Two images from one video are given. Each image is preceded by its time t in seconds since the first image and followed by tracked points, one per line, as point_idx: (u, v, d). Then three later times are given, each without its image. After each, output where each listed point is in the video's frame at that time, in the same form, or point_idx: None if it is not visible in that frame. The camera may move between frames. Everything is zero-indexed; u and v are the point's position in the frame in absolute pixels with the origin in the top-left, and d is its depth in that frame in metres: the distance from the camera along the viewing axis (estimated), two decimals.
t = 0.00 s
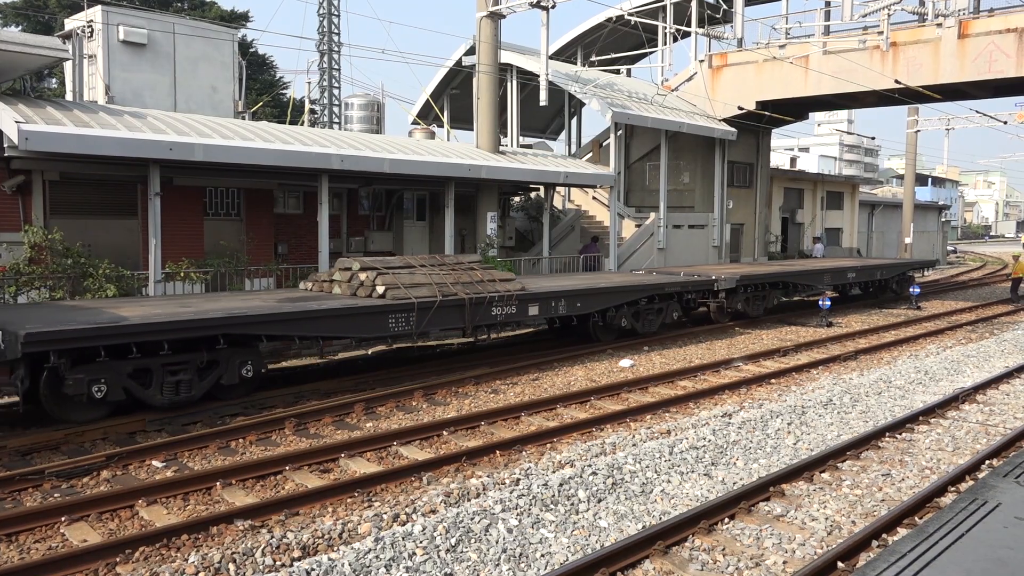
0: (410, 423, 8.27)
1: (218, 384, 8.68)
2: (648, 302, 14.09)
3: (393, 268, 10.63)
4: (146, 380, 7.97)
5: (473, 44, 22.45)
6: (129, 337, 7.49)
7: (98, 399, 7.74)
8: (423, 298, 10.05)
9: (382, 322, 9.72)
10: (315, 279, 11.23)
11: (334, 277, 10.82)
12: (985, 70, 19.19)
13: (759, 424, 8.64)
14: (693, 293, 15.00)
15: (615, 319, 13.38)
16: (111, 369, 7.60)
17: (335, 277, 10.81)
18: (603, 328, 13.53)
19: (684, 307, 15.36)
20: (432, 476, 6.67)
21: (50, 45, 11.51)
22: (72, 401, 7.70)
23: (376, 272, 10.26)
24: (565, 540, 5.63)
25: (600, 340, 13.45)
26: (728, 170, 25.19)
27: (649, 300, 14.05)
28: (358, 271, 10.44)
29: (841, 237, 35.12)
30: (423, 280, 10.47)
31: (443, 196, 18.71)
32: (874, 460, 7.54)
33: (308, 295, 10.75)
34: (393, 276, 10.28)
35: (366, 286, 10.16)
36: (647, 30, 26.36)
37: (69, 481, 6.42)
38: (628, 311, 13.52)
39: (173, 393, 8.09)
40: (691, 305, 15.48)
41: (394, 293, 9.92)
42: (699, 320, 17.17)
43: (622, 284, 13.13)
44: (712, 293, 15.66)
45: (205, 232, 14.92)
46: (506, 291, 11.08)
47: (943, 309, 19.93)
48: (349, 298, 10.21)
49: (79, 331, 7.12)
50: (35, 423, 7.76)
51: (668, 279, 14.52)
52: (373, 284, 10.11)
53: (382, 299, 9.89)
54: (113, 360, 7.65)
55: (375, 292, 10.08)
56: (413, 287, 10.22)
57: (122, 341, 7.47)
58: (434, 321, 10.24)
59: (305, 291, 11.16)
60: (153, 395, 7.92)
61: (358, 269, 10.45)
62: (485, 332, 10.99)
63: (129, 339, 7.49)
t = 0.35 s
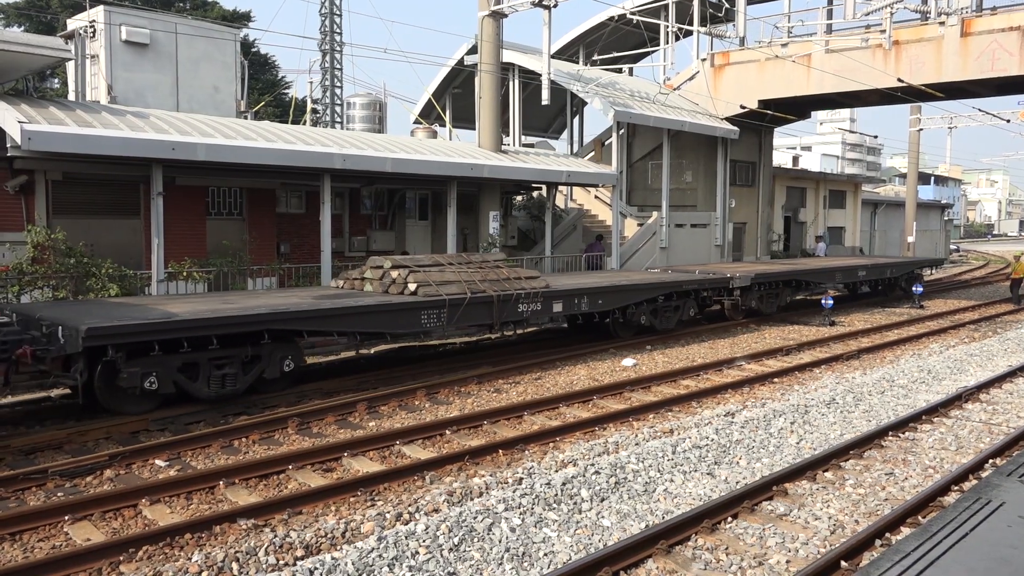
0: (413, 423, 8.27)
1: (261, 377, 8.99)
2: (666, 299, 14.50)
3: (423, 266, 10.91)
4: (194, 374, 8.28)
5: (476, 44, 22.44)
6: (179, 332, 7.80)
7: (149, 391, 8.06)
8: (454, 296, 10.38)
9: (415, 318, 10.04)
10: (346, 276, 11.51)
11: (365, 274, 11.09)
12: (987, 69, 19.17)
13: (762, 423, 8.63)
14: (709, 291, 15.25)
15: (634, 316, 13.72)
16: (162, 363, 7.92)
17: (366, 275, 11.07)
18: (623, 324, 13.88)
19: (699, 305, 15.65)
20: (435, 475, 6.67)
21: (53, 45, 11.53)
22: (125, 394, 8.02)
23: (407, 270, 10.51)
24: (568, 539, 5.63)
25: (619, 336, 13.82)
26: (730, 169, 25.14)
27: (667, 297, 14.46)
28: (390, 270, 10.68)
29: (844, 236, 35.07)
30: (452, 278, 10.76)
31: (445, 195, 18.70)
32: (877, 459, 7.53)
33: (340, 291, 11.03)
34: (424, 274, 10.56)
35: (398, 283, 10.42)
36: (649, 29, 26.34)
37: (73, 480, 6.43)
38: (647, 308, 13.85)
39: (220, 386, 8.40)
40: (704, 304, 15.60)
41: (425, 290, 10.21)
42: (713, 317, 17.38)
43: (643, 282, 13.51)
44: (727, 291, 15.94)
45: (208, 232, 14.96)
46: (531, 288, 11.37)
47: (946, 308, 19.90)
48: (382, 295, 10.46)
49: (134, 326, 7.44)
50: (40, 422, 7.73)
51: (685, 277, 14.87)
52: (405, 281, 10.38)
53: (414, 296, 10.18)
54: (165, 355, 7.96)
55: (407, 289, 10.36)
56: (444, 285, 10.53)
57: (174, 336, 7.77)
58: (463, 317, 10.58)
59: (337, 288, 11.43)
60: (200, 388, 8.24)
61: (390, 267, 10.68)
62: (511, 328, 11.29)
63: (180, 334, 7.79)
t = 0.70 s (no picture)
0: (418, 421, 8.28)
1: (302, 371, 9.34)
2: (685, 295, 14.75)
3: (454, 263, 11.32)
4: (241, 367, 8.65)
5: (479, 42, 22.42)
6: (229, 326, 8.17)
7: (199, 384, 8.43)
8: (485, 292, 10.73)
9: (449, 313, 10.43)
10: (379, 274, 11.96)
11: (398, 271, 11.55)
12: (993, 66, 19.09)
13: (767, 421, 8.62)
14: (727, 287, 15.43)
15: (655, 312, 14.04)
16: (212, 356, 8.29)
17: (400, 272, 11.51)
18: (644, 320, 14.25)
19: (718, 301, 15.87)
20: (440, 474, 6.67)
21: (58, 45, 11.55)
22: (177, 386, 8.41)
23: (440, 267, 10.88)
24: (573, 537, 5.62)
25: (642, 331, 14.18)
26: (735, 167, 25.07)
27: (687, 293, 14.72)
28: (422, 267, 11.09)
29: (849, 233, 34.99)
30: (482, 275, 11.16)
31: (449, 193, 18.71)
32: (883, 457, 7.52)
33: (374, 287, 11.51)
34: (455, 271, 10.95)
35: (431, 280, 10.81)
36: (653, 26, 26.28)
37: (78, 478, 6.45)
38: (668, 304, 14.15)
39: (266, 378, 8.75)
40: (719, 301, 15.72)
41: (457, 287, 10.60)
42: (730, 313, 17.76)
43: (665, 279, 13.77)
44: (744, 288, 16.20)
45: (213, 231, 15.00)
46: (559, 285, 11.73)
47: (952, 306, 19.84)
48: (415, 291, 10.85)
49: (187, 321, 7.83)
50: (58, 417, 7.81)
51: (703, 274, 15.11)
52: (437, 278, 10.76)
53: (447, 292, 10.57)
54: (214, 348, 8.33)
55: (439, 286, 10.74)
56: (477, 282, 10.91)
57: (224, 330, 8.15)
58: (495, 312, 10.92)
59: (371, 285, 11.94)
60: (248, 380, 8.61)
61: (422, 264, 11.10)
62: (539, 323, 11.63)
63: (229, 329, 8.16)
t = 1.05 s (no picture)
0: (424, 420, 8.29)
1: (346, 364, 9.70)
2: (707, 295, 14.85)
3: (487, 260, 11.57)
4: (289, 359, 9.01)
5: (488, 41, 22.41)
6: (279, 320, 8.50)
7: (250, 375, 8.80)
8: (518, 289, 10.99)
9: (483, 310, 10.76)
10: (413, 271, 12.23)
11: (432, 269, 11.80)
12: (1005, 68, 18.98)
13: (774, 423, 8.60)
14: (748, 287, 15.54)
15: (678, 311, 14.21)
16: (263, 349, 8.65)
17: (434, 269, 11.77)
18: (667, 319, 14.45)
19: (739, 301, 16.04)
20: (446, 472, 6.68)
21: (69, 41, 11.62)
22: (228, 376, 8.77)
23: (474, 266, 11.13)
24: (579, 538, 5.62)
25: (665, 330, 14.36)
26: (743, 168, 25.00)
27: (708, 293, 14.82)
28: (456, 265, 11.31)
29: (858, 235, 34.87)
30: (514, 273, 11.43)
31: (457, 193, 18.72)
32: (890, 460, 7.48)
33: (408, 285, 11.81)
34: (489, 269, 11.19)
35: (465, 278, 11.03)
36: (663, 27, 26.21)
37: (86, 474, 6.49)
38: (691, 303, 14.32)
39: (311, 370, 9.14)
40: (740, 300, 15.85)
41: (492, 285, 10.85)
42: (752, 312, 18.06)
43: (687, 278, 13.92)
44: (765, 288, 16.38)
45: (222, 228, 15.04)
46: (588, 283, 12.03)
47: (961, 309, 19.74)
48: (449, 289, 11.11)
49: (241, 315, 8.16)
50: (73, 412, 7.87)
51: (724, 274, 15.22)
52: (471, 276, 10.99)
53: (482, 290, 10.83)
54: (265, 341, 8.69)
55: (473, 283, 10.98)
56: (510, 279, 11.18)
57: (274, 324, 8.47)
58: (528, 309, 11.20)
59: (404, 283, 12.22)
60: (294, 372, 8.97)
61: (456, 262, 11.33)
62: (568, 320, 11.93)
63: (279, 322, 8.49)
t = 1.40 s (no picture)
0: (426, 419, 8.29)
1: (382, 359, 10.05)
2: (724, 292, 15.18)
3: (514, 259, 11.96)
4: (329, 354, 9.36)
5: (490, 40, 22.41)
6: (322, 316, 8.84)
7: (293, 368, 9.18)
8: (545, 286, 11.35)
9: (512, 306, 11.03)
10: (441, 269, 12.54)
11: (460, 267, 12.17)
12: (1008, 66, 18.93)
13: (776, 421, 8.59)
14: (763, 284, 15.85)
15: (696, 308, 14.56)
16: (306, 343, 9.02)
17: (462, 265, 12.17)
18: (686, 316, 14.74)
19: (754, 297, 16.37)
20: (448, 471, 6.68)
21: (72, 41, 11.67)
22: (272, 369, 9.12)
23: (501, 263, 11.55)
24: (581, 536, 5.63)
25: (682, 327, 14.62)
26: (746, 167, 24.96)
27: (724, 290, 15.14)
28: (485, 263, 11.75)
29: (861, 234, 34.83)
30: (541, 271, 11.77)
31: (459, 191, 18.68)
32: (893, 459, 7.48)
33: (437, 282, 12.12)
34: (516, 267, 11.59)
35: (493, 275, 11.47)
36: (665, 25, 26.18)
37: (89, 473, 6.50)
38: (709, 300, 14.64)
39: (350, 364, 9.46)
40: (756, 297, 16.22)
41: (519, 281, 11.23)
42: (764, 309, 18.19)
43: (706, 275, 14.22)
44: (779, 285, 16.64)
45: (224, 226, 15.06)
46: (612, 281, 12.32)
47: (964, 308, 19.69)
48: (478, 286, 11.54)
49: (288, 310, 8.53)
50: (76, 411, 7.88)
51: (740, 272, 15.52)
52: (500, 273, 11.44)
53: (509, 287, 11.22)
54: (310, 336, 9.07)
55: (502, 280, 11.41)
56: (538, 276, 11.57)
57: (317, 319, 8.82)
58: (555, 305, 11.55)
59: (433, 281, 12.51)
60: (334, 366, 9.32)
61: (484, 260, 11.76)
62: (593, 316, 12.24)
63: (323, 317, 8.85)
